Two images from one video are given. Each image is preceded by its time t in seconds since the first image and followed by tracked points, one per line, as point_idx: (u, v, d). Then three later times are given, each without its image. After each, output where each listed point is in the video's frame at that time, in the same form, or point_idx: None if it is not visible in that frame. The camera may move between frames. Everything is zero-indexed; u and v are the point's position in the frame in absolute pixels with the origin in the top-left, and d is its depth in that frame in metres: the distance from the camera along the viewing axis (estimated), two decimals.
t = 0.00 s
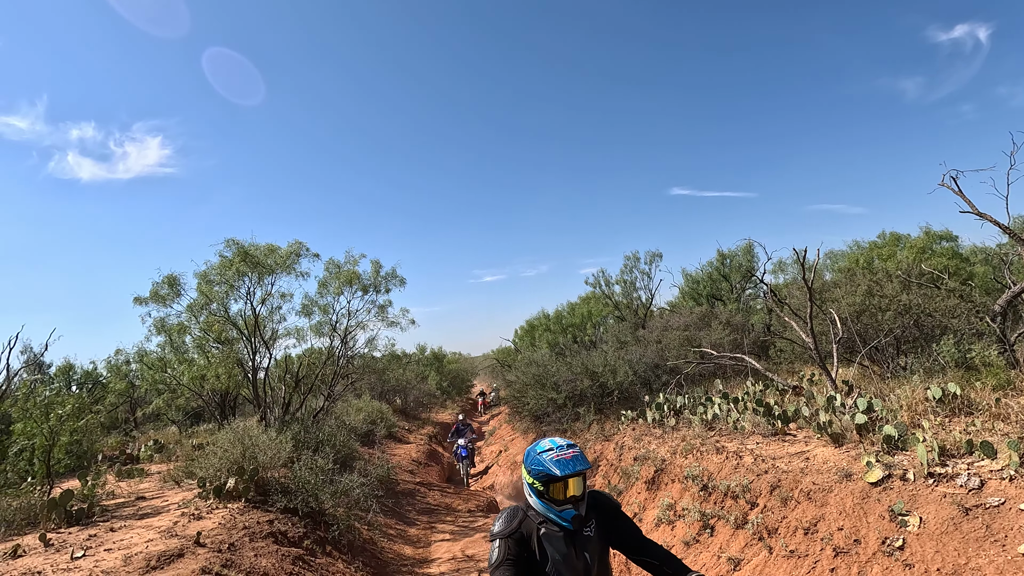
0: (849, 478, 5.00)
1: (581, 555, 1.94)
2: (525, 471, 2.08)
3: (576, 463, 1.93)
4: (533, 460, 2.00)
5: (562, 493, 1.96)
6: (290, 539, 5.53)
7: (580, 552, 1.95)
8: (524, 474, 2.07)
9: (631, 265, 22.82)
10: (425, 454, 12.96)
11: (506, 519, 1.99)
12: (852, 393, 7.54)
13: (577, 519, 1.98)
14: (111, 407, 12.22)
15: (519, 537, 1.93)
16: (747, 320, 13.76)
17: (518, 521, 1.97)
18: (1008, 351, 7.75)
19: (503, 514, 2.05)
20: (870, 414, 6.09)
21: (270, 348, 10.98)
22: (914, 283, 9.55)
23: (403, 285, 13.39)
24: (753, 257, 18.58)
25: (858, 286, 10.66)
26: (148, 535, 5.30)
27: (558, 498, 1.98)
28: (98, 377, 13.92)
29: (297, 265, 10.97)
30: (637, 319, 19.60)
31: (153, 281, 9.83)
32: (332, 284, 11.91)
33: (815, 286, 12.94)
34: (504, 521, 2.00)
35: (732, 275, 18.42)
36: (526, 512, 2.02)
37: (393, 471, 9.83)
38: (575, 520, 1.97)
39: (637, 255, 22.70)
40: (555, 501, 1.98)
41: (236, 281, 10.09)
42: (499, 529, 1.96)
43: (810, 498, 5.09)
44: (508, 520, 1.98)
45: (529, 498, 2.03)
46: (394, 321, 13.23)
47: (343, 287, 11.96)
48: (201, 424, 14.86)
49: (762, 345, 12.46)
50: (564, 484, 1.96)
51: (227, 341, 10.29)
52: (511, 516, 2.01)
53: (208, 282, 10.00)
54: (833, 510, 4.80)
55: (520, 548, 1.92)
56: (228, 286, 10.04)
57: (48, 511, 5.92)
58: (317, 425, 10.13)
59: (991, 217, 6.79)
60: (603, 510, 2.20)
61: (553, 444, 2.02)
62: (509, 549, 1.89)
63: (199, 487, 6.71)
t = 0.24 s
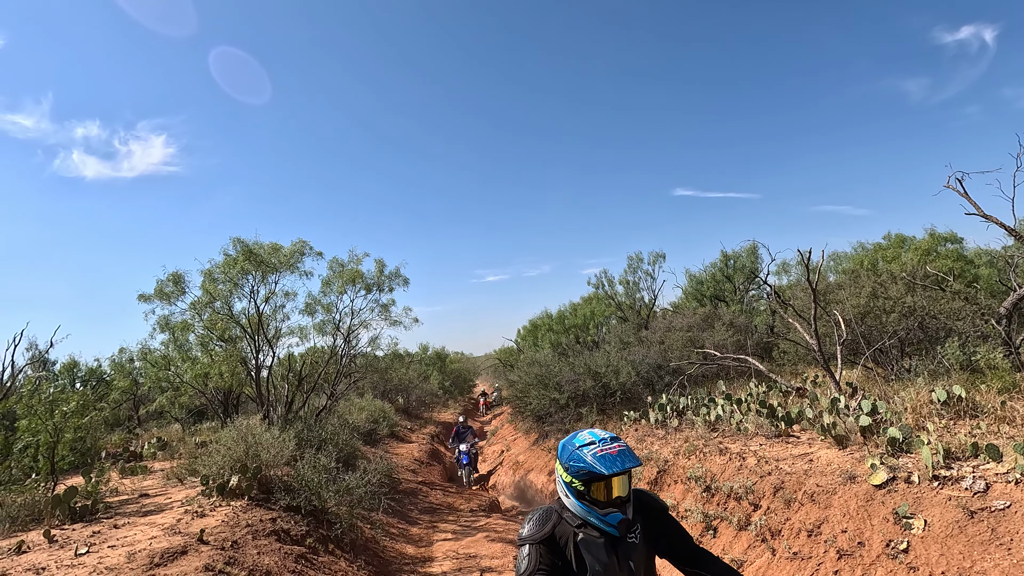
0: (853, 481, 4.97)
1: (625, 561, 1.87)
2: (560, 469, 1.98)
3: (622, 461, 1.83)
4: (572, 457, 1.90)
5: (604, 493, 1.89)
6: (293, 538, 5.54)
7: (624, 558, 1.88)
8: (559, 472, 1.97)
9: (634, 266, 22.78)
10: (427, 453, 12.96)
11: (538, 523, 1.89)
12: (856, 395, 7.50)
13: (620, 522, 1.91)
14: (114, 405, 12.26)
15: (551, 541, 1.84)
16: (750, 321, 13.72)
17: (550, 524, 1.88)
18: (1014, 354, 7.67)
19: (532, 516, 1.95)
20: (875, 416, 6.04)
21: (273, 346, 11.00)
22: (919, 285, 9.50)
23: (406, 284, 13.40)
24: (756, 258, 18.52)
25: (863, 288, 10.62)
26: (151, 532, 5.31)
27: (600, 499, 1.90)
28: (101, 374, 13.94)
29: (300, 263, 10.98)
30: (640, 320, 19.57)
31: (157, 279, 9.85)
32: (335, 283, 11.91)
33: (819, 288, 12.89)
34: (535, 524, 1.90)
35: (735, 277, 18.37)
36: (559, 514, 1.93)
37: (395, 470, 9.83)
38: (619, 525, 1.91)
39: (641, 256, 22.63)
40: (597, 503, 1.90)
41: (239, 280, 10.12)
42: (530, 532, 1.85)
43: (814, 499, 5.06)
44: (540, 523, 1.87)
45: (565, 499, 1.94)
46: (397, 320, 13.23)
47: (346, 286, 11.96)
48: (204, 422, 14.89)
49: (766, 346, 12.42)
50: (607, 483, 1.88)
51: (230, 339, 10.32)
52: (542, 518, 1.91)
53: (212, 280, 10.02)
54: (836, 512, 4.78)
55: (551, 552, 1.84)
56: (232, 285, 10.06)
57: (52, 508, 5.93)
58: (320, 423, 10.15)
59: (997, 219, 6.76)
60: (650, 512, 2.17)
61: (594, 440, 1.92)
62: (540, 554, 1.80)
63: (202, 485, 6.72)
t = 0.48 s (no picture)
0: (857, 483, 4.95)
1: None
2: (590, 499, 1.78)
3: (669, 490, 1.64)
4: (608, 485, 1.69)
5: (643, 527, 1.70)
6: (295, 536, 5.54)
7: None
8: (589, 501, 1.75)
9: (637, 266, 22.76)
10: (429, 453, 12.98)
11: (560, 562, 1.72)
12: (860, 396, 7.46)
13: (664, 561, 1.68)
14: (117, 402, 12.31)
15: None
16: (754, 322, 13.68)
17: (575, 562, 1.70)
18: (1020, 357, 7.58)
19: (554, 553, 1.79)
20: (880, 418, 5.99)
21: (276, 345, 11.03)
22: (924, 287, 9.46)
23: (410, 284, 13.41)
24: (760, 259, 18.47)
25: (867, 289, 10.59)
26: (154, 529, 5.33)
27: (638, 533, 1.70)
28: (105, 371, 14.00)
29: (304, 262, 11.01)
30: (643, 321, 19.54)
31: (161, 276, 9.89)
32: (339, 282, 11.94)
33: (823, 289, 12.86)
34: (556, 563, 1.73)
35: (739, 277, 18.33)
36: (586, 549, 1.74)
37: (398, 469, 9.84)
38: (663, 565, 1.67)
39: (644, 256, 22.60)
40: (635, 538, 1.69)
41: (243, 278, 10.15)
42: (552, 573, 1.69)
43: (817, 501, 5.04)
44: (565, 562, 1.72)
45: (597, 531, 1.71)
46: (400, 320, 13.25)
47: (350, 285, 11.98)
48: (207, 420, 14.94)
49: (769, 347, 12.39)
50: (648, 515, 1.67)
51: (234, 337, 10.36)
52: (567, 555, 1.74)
53: (216, 278, 10.04)
54: (840, 514, 4.76)
55: None
56: (235, 283, 10.09)
57: (56, 505, 5.96)
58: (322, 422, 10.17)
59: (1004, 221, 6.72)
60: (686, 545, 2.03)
61: (633, 465, 1.73)
62: None
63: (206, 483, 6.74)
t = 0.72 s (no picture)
0: (860, 485, 4.92)
1: None
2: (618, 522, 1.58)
3: (719, 519, 1.49)
4: (646, 510, 1.50)
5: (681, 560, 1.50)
6: (296, 534, 5.55)
7: None
8: (618, 527, 1.55)
9: (640, 266, 22.74)
10: (430, 452, 12.98)
11: None
12: (863, 398, 7.43)
13: None
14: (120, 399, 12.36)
15: None
16: (756, 323, 13.65)
17: None
18: None
19: None
20: (882, 420, 5.98)
21: (278, 343, 11.06)
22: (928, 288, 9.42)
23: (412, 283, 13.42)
24: (763, 260, 18.43)
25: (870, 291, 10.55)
26: (156, 527, 5.34)
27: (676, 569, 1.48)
28: (108, 369, 14.05)
29: (306, 261, 11.02)
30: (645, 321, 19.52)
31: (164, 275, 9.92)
32: (341, 281, 11.95)
33: (827, 290, 12.82)
34: None
35: (742, 278, 18.29)
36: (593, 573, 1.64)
37: (399, 468, 9.85)
38: None
39: (646, 256, 22.56)
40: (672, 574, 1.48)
41: (246, 277, 10.17)
42: None
43: (820, 503, 5.02)
44: None
45: (627, 560, 1.52)
46: (402, 319, 13.26)
47: (352, 284, 11.99)
48: (209, 418, 14.99)
49: (772, 348, 12.36)
50: (689, 548, 1.49)
51: (236, 335, 10.39)
52: None
53: (218, 276, 10.06)
54: (843, 516, 4.74)
55: None
56: (238, 282, 10.11)
57: (59, 502, 5.98)
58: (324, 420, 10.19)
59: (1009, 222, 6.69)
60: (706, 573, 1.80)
61: (673, 489, 1.57)
62: None
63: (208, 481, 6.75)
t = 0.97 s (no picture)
0: (862, 486, 4.90)
1: None
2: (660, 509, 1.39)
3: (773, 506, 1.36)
4: (703, 498, 1.32)
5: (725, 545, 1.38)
6: (297, 533, 5.55)
7: None
8: (664, 515, 1.36)
9: (641, 267, 22.75)
10: (431, 451, 12.99)
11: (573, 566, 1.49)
12: (865, 400, 7.40)
13: None
14: (123, 398, 12.40)
15: None
16: (758, 323, 13.64)
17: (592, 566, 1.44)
18: None
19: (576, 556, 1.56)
20: (884, 421, 5.95)
21: (279, 342, 11.10)
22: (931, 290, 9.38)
23: (413, 282, 13.44)
24: (765, 261, 18.40)
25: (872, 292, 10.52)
26: (157, 525, 5.35)
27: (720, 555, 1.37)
28: (111, 367, 14.11)
29: (308, 260, 11.05)
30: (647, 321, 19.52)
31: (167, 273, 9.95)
32: (343, 280, 11.97)
33: (829, 291, 12.80)
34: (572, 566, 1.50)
35: (744, 279, 18.27)
36: (610, 554, 1.47)
37: (400, 467, 9.86)
38: None
39: (648, 257, 22.55)
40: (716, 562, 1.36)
41: (247, 276, 10.20)
42: None
43: (821, 505, 5.00)
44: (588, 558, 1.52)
45: (669, 551, 1.36)
46: (403, 318, 13.28)
47: (354, 283, 12.01)
48: (211, 416, 15.03)
49: (774, 349, 12.34)
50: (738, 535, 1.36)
51: (237, 334, 10.42)
52: (585, 558, 1.49)
53: (220, 275, 10.10)
54: (844, 517, 4.72)
55: None
56: (240, 280, 10.14)
57: (60, 499, 6.00)
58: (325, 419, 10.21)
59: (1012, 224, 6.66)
60: None
61: (726, 470, 1.39)
62: None
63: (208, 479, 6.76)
